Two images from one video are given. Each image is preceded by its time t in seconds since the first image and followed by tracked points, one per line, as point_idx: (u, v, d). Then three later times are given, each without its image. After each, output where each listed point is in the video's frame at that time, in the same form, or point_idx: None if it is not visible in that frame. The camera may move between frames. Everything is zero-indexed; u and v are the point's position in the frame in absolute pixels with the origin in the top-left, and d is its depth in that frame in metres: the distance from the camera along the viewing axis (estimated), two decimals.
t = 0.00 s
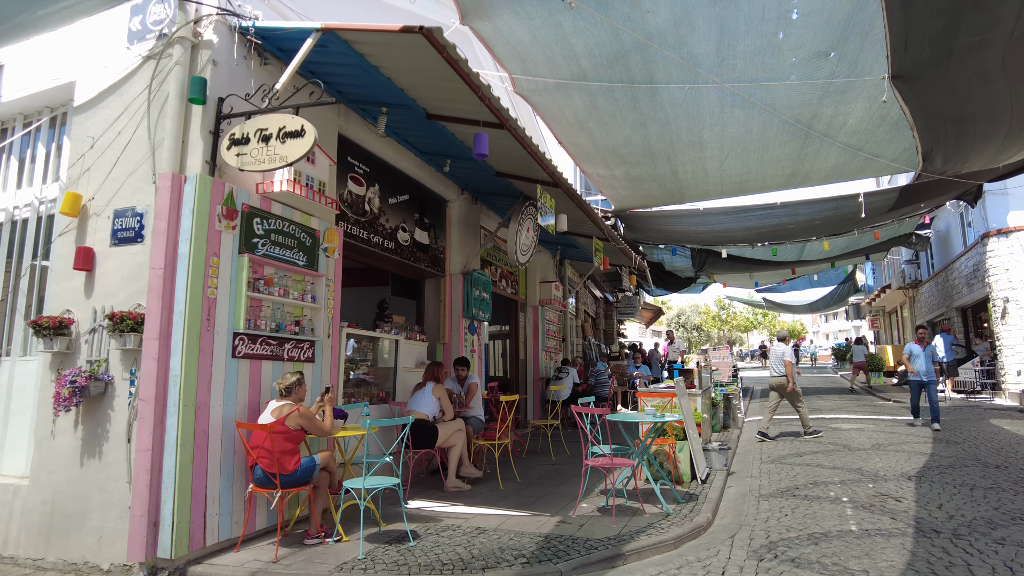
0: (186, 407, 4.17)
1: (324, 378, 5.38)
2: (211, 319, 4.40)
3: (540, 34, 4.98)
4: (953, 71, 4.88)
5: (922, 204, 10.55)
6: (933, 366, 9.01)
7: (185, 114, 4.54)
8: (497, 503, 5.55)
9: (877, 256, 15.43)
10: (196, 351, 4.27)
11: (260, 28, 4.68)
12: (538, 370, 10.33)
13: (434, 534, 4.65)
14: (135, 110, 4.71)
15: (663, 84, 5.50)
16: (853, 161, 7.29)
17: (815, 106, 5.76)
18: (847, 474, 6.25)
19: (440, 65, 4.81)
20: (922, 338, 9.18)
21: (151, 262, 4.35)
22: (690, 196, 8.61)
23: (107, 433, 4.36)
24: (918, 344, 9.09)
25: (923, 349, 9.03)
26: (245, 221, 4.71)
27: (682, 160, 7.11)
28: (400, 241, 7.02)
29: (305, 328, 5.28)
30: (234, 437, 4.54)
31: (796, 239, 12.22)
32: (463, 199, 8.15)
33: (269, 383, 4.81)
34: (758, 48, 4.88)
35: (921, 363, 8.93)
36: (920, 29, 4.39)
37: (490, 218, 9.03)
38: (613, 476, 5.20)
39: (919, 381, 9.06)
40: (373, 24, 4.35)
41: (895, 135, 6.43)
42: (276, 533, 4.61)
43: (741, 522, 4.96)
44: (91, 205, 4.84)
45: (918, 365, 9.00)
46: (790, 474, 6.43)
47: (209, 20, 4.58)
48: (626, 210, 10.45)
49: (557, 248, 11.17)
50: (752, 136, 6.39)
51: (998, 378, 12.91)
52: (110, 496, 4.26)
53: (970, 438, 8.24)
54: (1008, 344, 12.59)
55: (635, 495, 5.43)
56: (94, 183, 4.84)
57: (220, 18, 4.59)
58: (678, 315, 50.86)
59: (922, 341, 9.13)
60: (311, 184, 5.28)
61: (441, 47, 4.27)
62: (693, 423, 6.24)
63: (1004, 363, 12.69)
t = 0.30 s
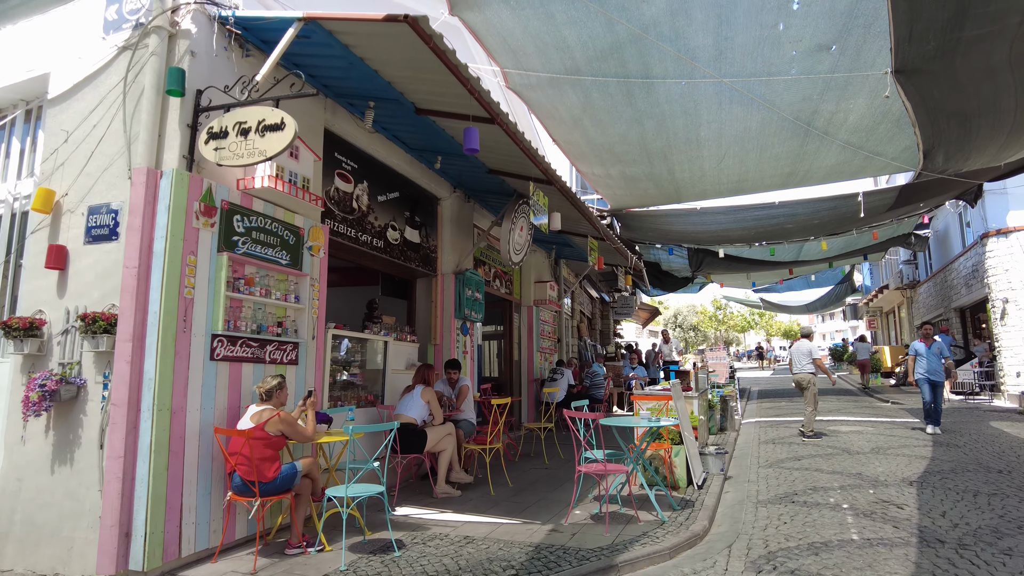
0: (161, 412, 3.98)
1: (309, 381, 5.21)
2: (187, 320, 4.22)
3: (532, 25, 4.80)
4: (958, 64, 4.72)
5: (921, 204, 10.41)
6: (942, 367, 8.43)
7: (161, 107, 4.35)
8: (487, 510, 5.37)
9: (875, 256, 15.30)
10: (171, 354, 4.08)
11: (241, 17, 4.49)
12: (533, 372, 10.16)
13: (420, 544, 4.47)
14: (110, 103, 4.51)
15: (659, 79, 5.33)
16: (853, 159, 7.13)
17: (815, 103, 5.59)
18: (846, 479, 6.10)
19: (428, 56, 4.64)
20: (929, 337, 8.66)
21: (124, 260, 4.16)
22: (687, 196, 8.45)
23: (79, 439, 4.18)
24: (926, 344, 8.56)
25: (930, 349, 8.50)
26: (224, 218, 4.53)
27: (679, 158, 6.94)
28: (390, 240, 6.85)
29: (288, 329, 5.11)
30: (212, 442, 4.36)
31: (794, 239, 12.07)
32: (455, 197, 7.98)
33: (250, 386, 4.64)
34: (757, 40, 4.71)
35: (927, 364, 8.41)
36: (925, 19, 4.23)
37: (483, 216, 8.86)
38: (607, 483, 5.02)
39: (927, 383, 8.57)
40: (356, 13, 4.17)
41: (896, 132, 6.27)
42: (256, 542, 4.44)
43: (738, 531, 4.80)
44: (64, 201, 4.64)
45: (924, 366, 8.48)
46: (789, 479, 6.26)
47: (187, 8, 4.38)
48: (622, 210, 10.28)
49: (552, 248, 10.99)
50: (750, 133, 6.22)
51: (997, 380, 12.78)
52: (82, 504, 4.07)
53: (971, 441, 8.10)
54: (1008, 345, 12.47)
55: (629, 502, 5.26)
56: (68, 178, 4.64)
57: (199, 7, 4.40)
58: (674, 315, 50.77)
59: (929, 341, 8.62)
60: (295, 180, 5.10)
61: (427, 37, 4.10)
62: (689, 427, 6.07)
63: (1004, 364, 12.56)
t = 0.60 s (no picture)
0: (137, 416, 3.81)
1: (293, 384, 5.07)
2: (165, 321, 4.06)
3: (524, 18, 4.68)
4: (960, 60, 4.60)
5: (919, 206, 10.31)
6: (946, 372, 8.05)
7: (140, 100, 4.19)
8: (477, 518, 5.22)
9: (873, 258, 15.20)
10: (148, 356, 3.92)
11: (224, 9, 4.34)
12: (527, 375, 10.01)
13: (406, 553, 4.32)
14: (88, 97, 4.36)
15: (654, 75, 5.20)
16: (852, 160, 7.01)
17: (814, 101, 5.47)
18: (845, 485, 5.96)
19: (416, 50, 4.51)
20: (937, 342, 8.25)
21: (100, 258, 4.01)
22: (683, 198, 8.33)
23: (52, 444, 4.02)
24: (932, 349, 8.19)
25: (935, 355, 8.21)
26: (206, 216, 4.39)
27: (675, 159, 6.81)
28: (380, 240, 6.72)
29: (273, 331, 4.97)
30: (191, 448, 4.20)
31: (792, 242, 11.96)
32: (448, 197, 7.85)
33: (232, 390, 4.49)
34: (755, 35, 4.60)
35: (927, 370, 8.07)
36: (927, 13, 4.11)
37: (477, 217, 8.73)
38: (600, 489, 4.87)
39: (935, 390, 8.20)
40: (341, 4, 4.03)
41: (896, 132, 6.16)
42: (236, 551, 4.28)
43: (735, 539, 4.66)
44: (41, 198, 4.49)
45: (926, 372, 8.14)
46: (786, 485, 6.13)
47: None
48: (619, 211, 10.16)
49: (547, 249, 10.86)
50: (748, 132, 6.10)
51: (996, 383, 12.67)
52: (54, 511, 3.92)
53: (971, 445, 7.97)
54: (1006, 349, 12.37)
55: (623, 508, 5.11)
56: (44, 174, 4.49)
57: None
58: (671, 319, 50.72)
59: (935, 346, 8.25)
60: (280, 178, 4.96)
61: (414, 29, 3.97)
62: (685, 432, 5.92)
63: (1002, 367, 12.46)
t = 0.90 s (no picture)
0: (108, 426, 3.63)
1: (275, 392, 4.91)
2: (139, 327, 3.88)
3: (513, 12, 4.54)
4: (965, 57, 4.45)
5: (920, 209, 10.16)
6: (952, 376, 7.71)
7: (114, 97, 4.03)
8: (466, 530, 5.04)
9: (873, 262, 15.04)
10: (120, 362, 3.74)
11: (201, 3, 4.20)
12: (523, 380, 9.83)
13: (389, 569, 4.14)
14: (62, 94, 4.17)
15: (649, 72, 5.05)
16: (852, 161, 6.86)
17: (814, 99, 5.32)
18: (847, 495, 5.78)
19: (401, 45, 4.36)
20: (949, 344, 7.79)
21: (70, 261, 3.82)
22: (680, 200, 8.17)
23: (20, 455, 3.85)
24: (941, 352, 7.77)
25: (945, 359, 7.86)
26: (182, 217, 4.23)
27: (671, 160, 6.66)
28: (370, 243, 6.56)
29: (254, 337, 4.81)
30: (166, 459, 4.02)
31: (791, 245, 11.81)
32: (440, 199, 7.69)
33: (210, 397, 4.32)
34: (752, 30, 4.45)
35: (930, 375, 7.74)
36: (931, 6, 3.96)
37: (470, 219, 8.58)
38: (593, 500, 4.68)
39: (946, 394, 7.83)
40: None
41: (897, 132, 6.01)
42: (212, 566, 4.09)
43: (732, 553, 4.49)
44: (12, 199, 4.31)
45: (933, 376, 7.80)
46: (786, 494, 5.95)
47: None
48: (615, 213, 10.00)
49: (543, 252, 10.71)
50: (745, 132, 5.95)
51: (998, 388, 12.51)
52: (21, 526, 3.74)
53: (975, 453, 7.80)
54: (1008, 353, 12.21)
55: (617, 519, 4.93)
56: (16, 174, 4.31)
57: None
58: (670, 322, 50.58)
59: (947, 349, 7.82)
60: (261, 178, 4.81)
61: (397, 22, 3.82)
62: (682, 440, 5.74)
63: (1004, 372, 12.30)
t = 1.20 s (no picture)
0: (82, 436, 3.48)
1: (260, 400, 4.78)
2: (117, 332, 3.75)
3: (505, 11, 4.43)
4: (968, 56, 4.34)
5: (920, 213, 10.05)
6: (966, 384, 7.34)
7: (93, 96, 3.91)
8: (458, 542, 4.89)
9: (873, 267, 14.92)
10: (96, 370, 3.60)
11: (184, 1, 4.10)
12: (519, 387, 9.67)
13: None
14: (39, 94, 4.05)
15: (645, 72, 4.94)
16: (852, 164, 6.75)
17: (813, 99, 5.21)
18: (849, 505, 5.63)
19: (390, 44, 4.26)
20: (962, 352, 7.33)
21: (45, 265, 3.69)
22: (678, 204, 8.06)
23: None
24: (952, 360, 7.37)
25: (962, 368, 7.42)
26: (164, 220, 4.10)
27: (668, 162, 6.55)
28: (361, 247, 6.44)
29: (239, 343, 4.70)
30: (145, 470, 3.87)
31: (790, 249, 11.70)
32: (434, 203, 7.56)
33: (192, 406, 4.19)
34: (749, 28, 4.35)
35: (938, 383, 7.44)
36: (934, 2, 3.85)
37: (466, 223, 8.46)
38: (588, 511, 4.53)
39: (964, 403, 7.40)
40: None
41: (898, 133, 5.90)
42: None
43: (731, 565, 4.34)
44: None
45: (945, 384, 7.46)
46: (786, 503, 5.80)
47: None
48: (613, 218, 9.89)
49: (540, 257, 10.58)
50: (743, 133, 5.84)
51: (1001, 394, 12.36)
52: None
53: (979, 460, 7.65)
54: (1010, 359, 12.08)
55: (613, 531, 4.79)
56: None
57: None
58: (670, 327, 50.45)
59: (963, 356, 7.36)
60: (246, 180, 4.71)
61: (383, 20, 3.72)
62: (680, 448, 5.60)
63: (1007, 378, 12.15)
